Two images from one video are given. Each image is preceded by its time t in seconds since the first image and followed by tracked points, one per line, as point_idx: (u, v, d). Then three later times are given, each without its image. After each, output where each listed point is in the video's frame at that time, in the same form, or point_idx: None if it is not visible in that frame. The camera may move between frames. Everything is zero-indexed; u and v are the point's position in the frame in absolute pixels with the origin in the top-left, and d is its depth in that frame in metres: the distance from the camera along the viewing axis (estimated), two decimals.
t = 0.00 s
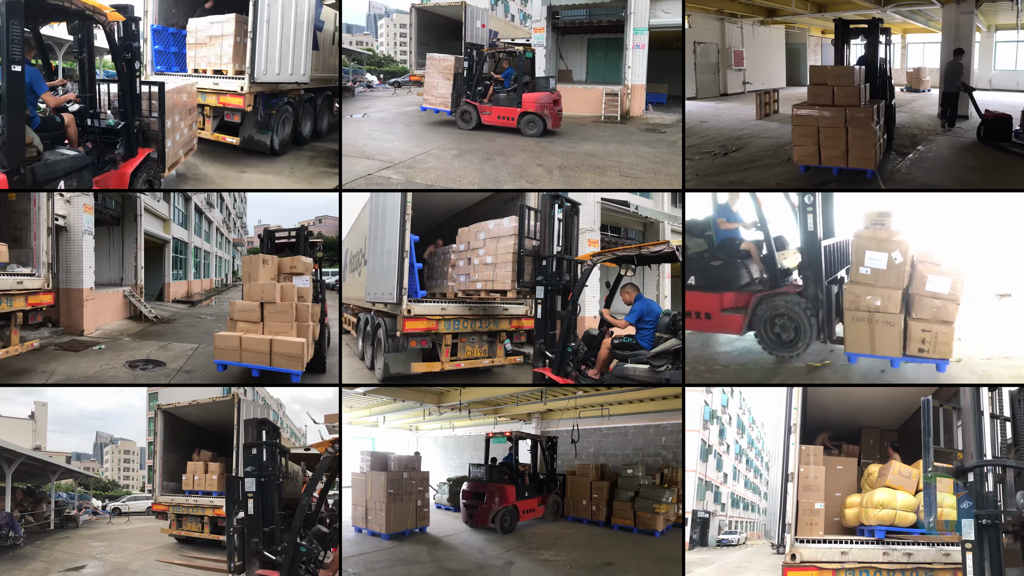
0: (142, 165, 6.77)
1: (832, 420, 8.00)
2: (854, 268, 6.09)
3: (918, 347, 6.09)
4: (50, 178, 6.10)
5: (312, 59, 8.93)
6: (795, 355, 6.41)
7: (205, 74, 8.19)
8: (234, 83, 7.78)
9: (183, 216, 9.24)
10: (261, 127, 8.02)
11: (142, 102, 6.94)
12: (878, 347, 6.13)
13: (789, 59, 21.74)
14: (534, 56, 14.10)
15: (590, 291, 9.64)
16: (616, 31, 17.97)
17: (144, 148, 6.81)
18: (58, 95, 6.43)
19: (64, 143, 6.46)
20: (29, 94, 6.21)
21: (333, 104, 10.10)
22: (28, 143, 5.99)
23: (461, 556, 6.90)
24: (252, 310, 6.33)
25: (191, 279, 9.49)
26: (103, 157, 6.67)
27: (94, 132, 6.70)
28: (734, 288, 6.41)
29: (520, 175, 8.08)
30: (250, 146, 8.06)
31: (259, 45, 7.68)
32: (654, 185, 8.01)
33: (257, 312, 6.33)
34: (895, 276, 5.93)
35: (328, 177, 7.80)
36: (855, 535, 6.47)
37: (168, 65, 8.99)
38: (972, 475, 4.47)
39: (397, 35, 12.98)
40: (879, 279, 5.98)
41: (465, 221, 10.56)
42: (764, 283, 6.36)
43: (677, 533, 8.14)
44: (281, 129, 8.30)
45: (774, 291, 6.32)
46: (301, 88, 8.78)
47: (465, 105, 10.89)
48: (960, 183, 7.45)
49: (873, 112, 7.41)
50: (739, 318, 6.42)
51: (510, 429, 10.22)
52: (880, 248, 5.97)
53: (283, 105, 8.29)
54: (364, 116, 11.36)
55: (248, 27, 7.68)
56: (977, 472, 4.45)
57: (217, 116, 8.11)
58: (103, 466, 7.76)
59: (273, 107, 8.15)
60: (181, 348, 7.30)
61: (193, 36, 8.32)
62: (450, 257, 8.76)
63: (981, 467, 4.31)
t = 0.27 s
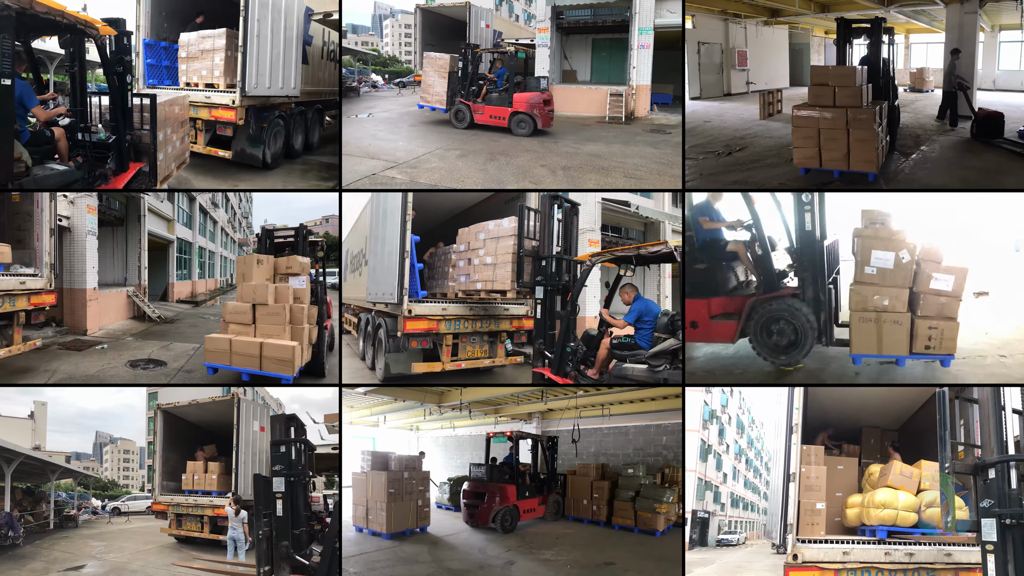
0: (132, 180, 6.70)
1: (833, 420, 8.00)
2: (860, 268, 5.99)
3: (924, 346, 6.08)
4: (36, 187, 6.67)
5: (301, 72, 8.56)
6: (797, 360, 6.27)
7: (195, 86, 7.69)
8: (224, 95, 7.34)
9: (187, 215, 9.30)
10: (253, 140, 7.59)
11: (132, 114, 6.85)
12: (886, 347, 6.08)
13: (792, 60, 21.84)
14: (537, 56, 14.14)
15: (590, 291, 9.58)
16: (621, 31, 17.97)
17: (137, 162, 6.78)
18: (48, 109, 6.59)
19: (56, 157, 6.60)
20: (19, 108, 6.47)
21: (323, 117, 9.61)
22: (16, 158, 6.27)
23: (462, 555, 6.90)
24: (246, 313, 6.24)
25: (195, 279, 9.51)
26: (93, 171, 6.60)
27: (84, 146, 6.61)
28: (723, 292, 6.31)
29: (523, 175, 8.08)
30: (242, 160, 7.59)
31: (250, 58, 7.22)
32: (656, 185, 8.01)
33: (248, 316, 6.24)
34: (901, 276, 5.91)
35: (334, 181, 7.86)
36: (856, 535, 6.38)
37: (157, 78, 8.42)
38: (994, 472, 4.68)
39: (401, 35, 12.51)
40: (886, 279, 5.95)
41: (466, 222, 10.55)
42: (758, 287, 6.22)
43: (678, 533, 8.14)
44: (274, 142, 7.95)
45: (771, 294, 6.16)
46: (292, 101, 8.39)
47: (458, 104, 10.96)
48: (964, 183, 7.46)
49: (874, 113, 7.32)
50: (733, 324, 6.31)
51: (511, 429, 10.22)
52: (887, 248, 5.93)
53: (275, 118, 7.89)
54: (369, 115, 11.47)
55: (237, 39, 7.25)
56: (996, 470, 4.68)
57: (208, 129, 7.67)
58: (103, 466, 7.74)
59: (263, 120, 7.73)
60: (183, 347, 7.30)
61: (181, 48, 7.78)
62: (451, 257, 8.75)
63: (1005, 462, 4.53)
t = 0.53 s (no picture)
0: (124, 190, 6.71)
1: (834, 420, 7.99)
2: (869, 267, 5.97)
3: (931, 340, 6.14)
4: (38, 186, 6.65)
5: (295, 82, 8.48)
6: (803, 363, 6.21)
7: (190, 95, 7.64)
8: (218, 105, 7.29)
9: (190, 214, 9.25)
10: (248, 149, 7.53)
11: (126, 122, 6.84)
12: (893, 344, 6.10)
13: (796, 59, 21.92)
14: (540, 56, 14.16)
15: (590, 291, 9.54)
16: (624, 31, 17.95)
17: (130, 172, 6.76)
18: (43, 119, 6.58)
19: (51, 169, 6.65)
20: (13, 118, 6.45)
21: (317, 127, 9.54)
22: (10, 167, 6.24)
23: (462, 555, 6.90)
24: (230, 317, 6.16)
25: (198, 279, 9.67)
26: (87, 179, 6.73)
27: (79, 155, 6.74)
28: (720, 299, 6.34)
29: (525, 175, 8.08)
30: (236, 169, 7.52)
31: (244, 67, 7.13)
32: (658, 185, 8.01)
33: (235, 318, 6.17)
34: (908, 274, 5.92)
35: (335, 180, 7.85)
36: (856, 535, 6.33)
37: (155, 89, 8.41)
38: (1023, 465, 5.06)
39: (404, 35, 12.26)
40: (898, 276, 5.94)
41: (466, 222, 10.53)
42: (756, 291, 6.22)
43: (678, 533, 8.14)
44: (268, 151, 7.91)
45: (771, 298, 6.14)
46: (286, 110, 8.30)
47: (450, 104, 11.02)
48: (966, 183, 7.46)
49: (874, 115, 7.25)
50: (732, 330, 6.31)
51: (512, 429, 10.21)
52: (895, 246, 5.90)
53: (269, 128, 7.85)
54: (371, 115, 11.50)
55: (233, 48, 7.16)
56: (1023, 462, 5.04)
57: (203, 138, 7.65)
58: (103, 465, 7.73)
59: (259, 129, 7.69)
60: (184, 347, 7.29)
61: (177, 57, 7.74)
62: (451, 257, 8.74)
63: None
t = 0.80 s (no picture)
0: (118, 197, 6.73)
1: (834, 420, 7.99)
2: (874, 264, 5.99)
3: (933, 334, 6.22)
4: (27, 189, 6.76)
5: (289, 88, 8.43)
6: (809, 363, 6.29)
7: (185, 100, 7.57)
8: (213, 110, 7.26)
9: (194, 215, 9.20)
10: (243, 155, 7.47)
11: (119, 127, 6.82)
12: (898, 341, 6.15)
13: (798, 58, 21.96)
14: (541, 56, 14.17)
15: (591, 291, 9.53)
16: (625, 31, 17.94)
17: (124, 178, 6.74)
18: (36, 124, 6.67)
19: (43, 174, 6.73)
20: (6, 123, 6.58)
21: (311, 133, 9.46)
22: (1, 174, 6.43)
23: (463, 555, 6.91)
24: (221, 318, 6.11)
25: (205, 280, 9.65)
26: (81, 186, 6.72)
27: (71, 162, 6.68)
28: (719, 304, 6.24)
29: (526, 175, 8.09)
30: (231, 175, 7.46)
31: (237, 72, 7.09)
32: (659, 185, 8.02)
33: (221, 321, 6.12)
34: (916, 272, 5.96)
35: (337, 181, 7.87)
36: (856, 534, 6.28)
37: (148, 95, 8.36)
38: None
39: (406, 36, 12.20)
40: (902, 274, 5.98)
41: (467, 222, 10.53)
42: (757, 295, 6.18)
43: (678, 533, 8.15)
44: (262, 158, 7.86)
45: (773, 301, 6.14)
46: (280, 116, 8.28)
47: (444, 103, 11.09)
48: (966, 183, 7.48)
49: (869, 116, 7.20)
50: (733, 335, 6.24)
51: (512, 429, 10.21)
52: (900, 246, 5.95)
53: (264, 134, 7.80)
54: (373, 115, 11.52)
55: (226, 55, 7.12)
56: None
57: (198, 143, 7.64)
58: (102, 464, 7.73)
59: (254, 135, 7.66)
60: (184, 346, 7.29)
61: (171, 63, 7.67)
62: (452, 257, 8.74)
63: None
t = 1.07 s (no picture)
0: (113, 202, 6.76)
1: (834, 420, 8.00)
2: (877, 263, 5.99)
3: (932, 328, 6.36)
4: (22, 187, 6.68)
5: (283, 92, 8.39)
6: (815, 365, 6.31)
7: (180, 104, 7.51)
8: (207, 115, 7.22)
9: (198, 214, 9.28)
10: (238, 159, 7.45)
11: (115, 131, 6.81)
12: (902, 336, 6.21)
13: (800, 58, 21.97)
14: (542, 57, 14.19)
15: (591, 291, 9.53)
16: (626, 32, 17.95)
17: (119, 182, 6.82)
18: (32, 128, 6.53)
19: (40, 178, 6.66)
20: (1, 126, 6.43)
21: (305, 136, 9.51)
22: None
23: (463, 555, 6.90)
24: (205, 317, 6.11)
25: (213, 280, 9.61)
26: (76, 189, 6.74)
27: (67, 166, 6.72)
28: (718, 309, 6.21)
29: (527, 175, 8.10)
30: (226, 179, 7.44)
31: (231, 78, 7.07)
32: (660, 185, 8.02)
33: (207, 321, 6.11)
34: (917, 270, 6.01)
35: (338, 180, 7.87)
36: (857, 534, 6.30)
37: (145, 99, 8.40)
38: None
39: (407, 36, 12.16)
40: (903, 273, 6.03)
41: (467, 222, 10.52)
42: (761, 298, 6.16)
43: (678, 533, 8.16)
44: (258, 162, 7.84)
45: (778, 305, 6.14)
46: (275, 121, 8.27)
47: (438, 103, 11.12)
48: (967, 183, 7.49)
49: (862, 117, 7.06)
50: (735, 341, 6.26)
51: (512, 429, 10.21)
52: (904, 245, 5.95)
53: (258, 138, 7.78)
54: (375, 116, 11.53)
55: (220, 59, 7.12)
56: None
57: (194, 148, 7.61)
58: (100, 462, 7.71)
59: (250, 139, 7.66)
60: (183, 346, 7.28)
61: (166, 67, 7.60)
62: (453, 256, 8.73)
63: None
